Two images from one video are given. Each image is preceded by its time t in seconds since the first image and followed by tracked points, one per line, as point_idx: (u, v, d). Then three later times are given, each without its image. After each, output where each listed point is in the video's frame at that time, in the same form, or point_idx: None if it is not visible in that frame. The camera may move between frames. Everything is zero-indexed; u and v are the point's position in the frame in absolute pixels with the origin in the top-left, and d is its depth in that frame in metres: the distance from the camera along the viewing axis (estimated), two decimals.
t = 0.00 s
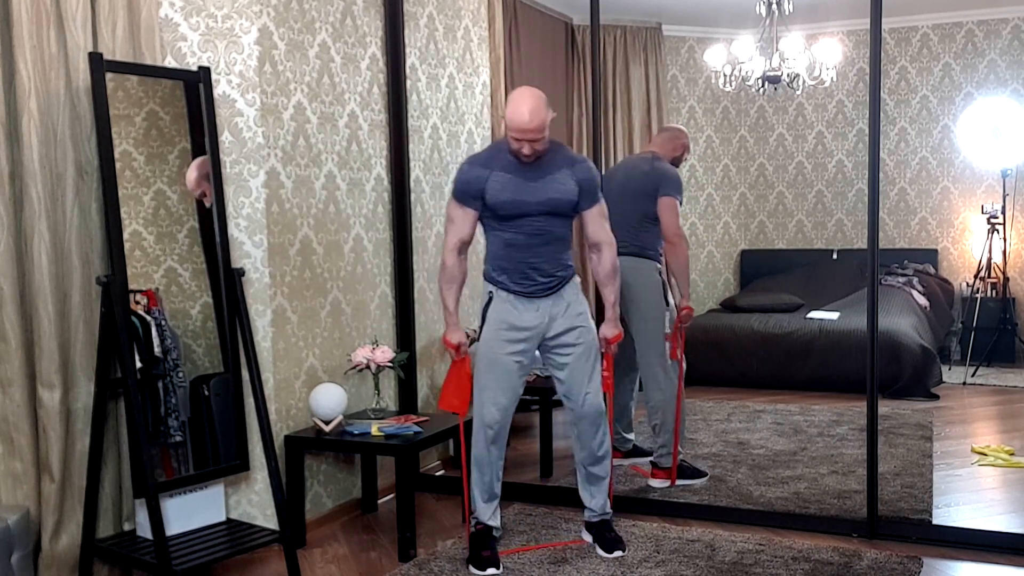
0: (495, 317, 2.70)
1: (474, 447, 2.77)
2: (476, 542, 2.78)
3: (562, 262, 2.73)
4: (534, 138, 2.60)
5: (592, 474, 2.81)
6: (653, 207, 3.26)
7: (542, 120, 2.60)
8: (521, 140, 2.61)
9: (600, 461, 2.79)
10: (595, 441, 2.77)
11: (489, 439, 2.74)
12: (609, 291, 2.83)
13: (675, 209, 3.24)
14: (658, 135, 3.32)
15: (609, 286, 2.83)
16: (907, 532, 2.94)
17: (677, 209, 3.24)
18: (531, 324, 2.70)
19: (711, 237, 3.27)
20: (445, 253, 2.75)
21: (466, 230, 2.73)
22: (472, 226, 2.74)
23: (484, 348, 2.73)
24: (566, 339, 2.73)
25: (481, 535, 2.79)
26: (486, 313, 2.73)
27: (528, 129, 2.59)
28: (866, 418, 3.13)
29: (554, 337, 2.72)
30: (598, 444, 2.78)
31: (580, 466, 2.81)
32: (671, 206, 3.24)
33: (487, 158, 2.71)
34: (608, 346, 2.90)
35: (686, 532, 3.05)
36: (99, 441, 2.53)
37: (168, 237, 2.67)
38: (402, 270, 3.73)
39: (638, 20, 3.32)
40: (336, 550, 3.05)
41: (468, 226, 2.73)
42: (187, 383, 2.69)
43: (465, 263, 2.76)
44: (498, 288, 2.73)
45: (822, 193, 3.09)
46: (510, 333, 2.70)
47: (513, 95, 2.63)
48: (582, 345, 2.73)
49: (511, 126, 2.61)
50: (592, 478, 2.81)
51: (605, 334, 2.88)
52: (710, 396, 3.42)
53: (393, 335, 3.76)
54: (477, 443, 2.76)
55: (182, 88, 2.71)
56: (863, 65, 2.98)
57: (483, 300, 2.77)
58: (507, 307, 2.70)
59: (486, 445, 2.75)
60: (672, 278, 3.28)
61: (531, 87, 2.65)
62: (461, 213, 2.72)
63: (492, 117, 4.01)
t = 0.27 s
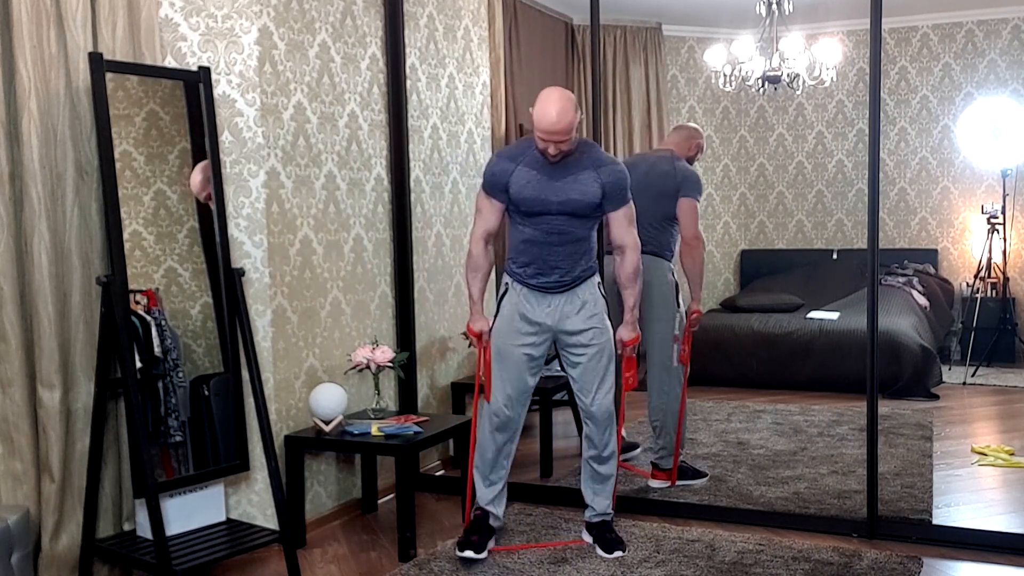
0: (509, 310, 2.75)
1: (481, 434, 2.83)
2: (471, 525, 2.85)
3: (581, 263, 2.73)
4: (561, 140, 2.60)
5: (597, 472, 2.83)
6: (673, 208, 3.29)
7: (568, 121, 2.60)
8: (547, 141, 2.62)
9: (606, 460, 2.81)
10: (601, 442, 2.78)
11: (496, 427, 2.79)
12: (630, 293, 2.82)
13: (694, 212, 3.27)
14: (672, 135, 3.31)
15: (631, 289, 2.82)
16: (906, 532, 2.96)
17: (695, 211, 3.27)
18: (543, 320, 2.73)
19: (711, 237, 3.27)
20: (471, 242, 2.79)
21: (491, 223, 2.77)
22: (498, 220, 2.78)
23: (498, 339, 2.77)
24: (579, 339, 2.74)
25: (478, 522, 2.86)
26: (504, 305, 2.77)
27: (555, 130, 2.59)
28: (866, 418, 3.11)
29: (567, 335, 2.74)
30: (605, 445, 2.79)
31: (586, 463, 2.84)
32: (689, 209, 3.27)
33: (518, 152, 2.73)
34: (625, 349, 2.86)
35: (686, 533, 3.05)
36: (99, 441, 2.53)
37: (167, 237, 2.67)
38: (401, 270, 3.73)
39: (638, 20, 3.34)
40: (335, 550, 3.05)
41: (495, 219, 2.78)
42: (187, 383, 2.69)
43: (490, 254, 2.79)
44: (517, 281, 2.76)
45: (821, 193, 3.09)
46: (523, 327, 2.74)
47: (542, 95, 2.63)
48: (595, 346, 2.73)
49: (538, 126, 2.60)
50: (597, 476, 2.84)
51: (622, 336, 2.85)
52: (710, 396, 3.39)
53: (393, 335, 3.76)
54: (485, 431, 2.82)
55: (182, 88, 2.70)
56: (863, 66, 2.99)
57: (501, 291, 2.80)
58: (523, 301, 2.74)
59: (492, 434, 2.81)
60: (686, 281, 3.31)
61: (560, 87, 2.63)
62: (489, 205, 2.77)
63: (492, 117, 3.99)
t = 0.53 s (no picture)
0: (504, 311, 2.76)
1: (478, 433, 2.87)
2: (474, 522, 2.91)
3: (577, 262, 2.73)
4: (554, 138, 2.62)
5: (595, 475, 2.82)
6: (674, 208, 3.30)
7: (562, 119, 2.61)
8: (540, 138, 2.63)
9: (603, 463, 2.80)
10: (599, 444, 2.78)
11: (491, 427, 2.82)
12: (625, 295, 2.80)
13: (693, 211, 3.27)
14: (666, 135, 3.31)
15: (626, 291, 2.80)
16: (906, 532, 2.96)
17: (695, 212, 3.28)
18: (538, 321, 2.73)
19: (711, 237, 3.27)
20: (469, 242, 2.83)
21: (488, 223, 2.81)
22: (495, 219, 2.81)
23: (494, 340, 2.79)
24: (574, 340, 2.73)
25: (480, 518, 2.91)
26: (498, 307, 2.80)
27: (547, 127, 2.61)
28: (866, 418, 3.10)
29: (562, 337, 2.74)
30: (602, 447, 2.78)
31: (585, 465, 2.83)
32: (688, 208, 3.28)
33: (513, 151, 2.75)
34: (619, 351, 2.86)
35: (686, 533, 3.05)
36: (99, 441, 2.53)
37: (167, 237, 2.67)
38: (402, 270, 3.74)
39: (638, 20, 3.34)
40: (335, 550, 3.05)
41: (492, 219, 2.81)
42: (187, 383, 2.69)
43: (489, 255, 2.84)
44: (512, 280, 2.77)
45: (822, 193, 3.09)
46: (517, 328, 2.74)
47: (537, 92, 2.65)
48: (590, 347, 2.72)
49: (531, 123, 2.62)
50: (594, 479, 2.83)
51: (616, 339, 2.84)
52: (710, 396, 3.40)
53: (393, 335, 3.76)
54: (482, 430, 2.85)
55: (182, 88, 2.70)
56: (863, 66, 2.98)
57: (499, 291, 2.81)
58: (516, 302, 2.75)
59: (488, 433, 2.83)
60: (687, 281, 3.31)
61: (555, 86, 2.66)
62: (486, 205, 2.80)
63: (492, 116, 4.01)
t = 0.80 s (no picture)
0: (484, 316, 2.77)
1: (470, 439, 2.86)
2: (472, 526, 2.90)
3: (555, 259, 2.72)
4: (512, 139, 2.60)
5: (589, 474, 2.81)
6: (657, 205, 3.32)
7: (520, 117, 2.59)
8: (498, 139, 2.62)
9: (597, 462, 2.79)
10: (590, 443, 2.77)
11: (482, 433, 2.82)
12: (602, 288, 2.73)
13: (676, 207, 3.29)
14: (642, 135, 3.34)
15: (602, 284, 2.74)
16: (906, 532, 2.94)
17: (677, 206, 3.28)
18: (519, 324, 2.73)
19: (711, 237, 3.27)
20: (446, 252, 2.85)
21: (462, 230, 2.83)
22: (467, 226, 2.83)
23: (476, 345, 2.80)
24: (558, 340, 2.72)
25: (478, 522, 2.90)
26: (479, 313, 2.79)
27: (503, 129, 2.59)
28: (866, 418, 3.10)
29: (545, 337, 2.73)
30: (594, 446, 2.78)
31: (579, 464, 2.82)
32: (669, 205, 3.30)
33: (480, 155, 2.76)
34: (601, 346, 2.74)
35: (686, 533, 3.05)
36: (99, 441, 2.53)
37: (168, 237, 2.67)
38: (401, 270, 3.74)
39: (638, 21, 3.33)
40: (336, 550, 3.05)
41: (464, 226, 2.83)
42: (187, 383, 2.69)
43: (463, 263, 2.86)
44: (490, 284, 2.78)
45: (822, 193, 3.09)
46: (499, 332, 2.75)
47: (493, 94, 2.64)
48: (575, 346, 2.72)
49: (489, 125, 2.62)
50: (589, 478, 2.82)
51: (595, 333, 2.73)
52: (710, 396, 3.40)
53: (393, 335, 3.76)
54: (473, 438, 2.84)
55: (182, 88, 2.70)
56: (863, 66, 2.98)
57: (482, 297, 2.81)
58: (497, 306, 2.75)
59: (477, 439, 2.83)
60: (676, 277, 3.31)
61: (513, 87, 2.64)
62: (456, 213, 2.82)
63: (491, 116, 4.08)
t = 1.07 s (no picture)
0: (479, 316, 2.78)
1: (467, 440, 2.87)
2: (472, 526, 2.91)
3: (549, 257, 2.72)
4: (497, 138, 2.59)
5: (586, 472, 2.80)
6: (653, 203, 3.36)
7: (503, 116, 2.58)
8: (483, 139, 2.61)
9: (592, 459, 2.78)
10: (586, 440, 2.77)
11: (480, 433, 2.82)
12: (597, 283, 2.74)
13: (671, 204, 3.32)
14: (636, 134, 3.35)
15: (597, 278, 2.73)
16: (906, 532, 2.96)
17: (672, 203, 3.32)
18: (514, 322, 2.73)
19: (711, 237, 3.28)
20: (440, 253, 2.86)
21: (454, 231, 2.83)
22: (459, 227, 2.83)
23: (471, 346, 2.80)
24: (553, 337, 2.72)
25: (477, 522, 2.91)
26: (475, 313, 2.80)
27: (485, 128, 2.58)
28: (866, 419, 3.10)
29: (541, 335, 2.73)
30: (590, 443, 2.77)
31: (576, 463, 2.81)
32: (665, 202, 3.34)
33: (468, 156, 2.77)
34: (597, 341, 2.79)
35: (686, 532, 3.05)
36: (99, 441, 2.53)
37: (168, 237, 2.67)
38: (402, 270, 3.74)
39: (638, 21, 3.33)
40: (336, 550, 3.05)
41: (456, 227, 2.83)
42: (186, 383, 2.69)
43: (457, 264, 2.86)
44: (485, 285, 2.78)
45: (822, 194, 3.09)
46: (494, 331, 2.75)
47: (474, 94, 2.62)
48: (570, 344, 2.71)
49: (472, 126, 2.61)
50: (586, 476, 2.81)
51: (591, 328, 2.78)
52: (710, 396, 3.39)
53: (393, 335, 3.76)
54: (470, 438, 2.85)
55: (182, 88, 2.70)
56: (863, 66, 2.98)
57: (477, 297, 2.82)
58: (493, 306, 2.76)
59: (474, 439, 2.84)
60: (675, 275, 3.34)
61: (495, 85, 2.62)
62: (446, 215, 2.82)
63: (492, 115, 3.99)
